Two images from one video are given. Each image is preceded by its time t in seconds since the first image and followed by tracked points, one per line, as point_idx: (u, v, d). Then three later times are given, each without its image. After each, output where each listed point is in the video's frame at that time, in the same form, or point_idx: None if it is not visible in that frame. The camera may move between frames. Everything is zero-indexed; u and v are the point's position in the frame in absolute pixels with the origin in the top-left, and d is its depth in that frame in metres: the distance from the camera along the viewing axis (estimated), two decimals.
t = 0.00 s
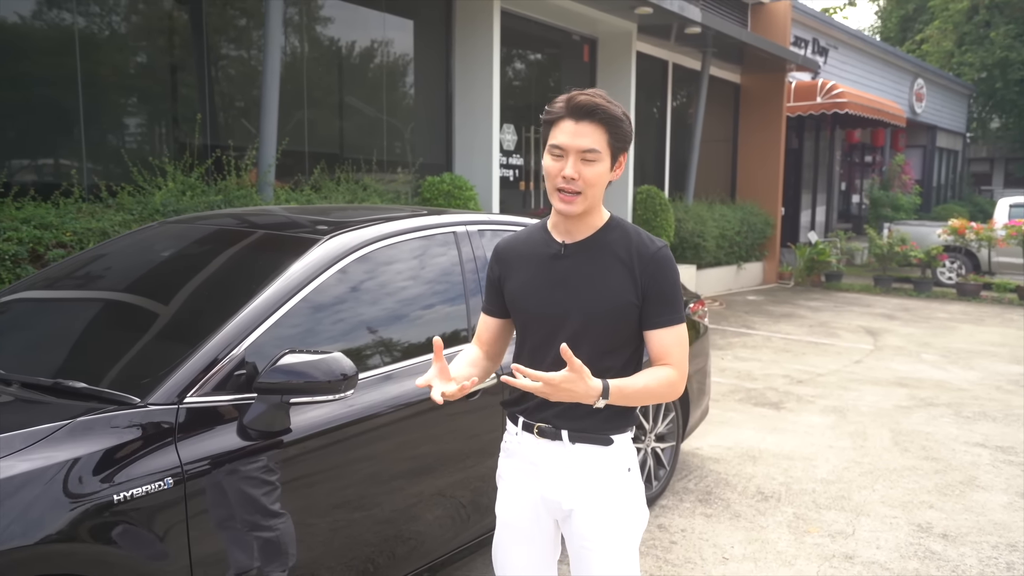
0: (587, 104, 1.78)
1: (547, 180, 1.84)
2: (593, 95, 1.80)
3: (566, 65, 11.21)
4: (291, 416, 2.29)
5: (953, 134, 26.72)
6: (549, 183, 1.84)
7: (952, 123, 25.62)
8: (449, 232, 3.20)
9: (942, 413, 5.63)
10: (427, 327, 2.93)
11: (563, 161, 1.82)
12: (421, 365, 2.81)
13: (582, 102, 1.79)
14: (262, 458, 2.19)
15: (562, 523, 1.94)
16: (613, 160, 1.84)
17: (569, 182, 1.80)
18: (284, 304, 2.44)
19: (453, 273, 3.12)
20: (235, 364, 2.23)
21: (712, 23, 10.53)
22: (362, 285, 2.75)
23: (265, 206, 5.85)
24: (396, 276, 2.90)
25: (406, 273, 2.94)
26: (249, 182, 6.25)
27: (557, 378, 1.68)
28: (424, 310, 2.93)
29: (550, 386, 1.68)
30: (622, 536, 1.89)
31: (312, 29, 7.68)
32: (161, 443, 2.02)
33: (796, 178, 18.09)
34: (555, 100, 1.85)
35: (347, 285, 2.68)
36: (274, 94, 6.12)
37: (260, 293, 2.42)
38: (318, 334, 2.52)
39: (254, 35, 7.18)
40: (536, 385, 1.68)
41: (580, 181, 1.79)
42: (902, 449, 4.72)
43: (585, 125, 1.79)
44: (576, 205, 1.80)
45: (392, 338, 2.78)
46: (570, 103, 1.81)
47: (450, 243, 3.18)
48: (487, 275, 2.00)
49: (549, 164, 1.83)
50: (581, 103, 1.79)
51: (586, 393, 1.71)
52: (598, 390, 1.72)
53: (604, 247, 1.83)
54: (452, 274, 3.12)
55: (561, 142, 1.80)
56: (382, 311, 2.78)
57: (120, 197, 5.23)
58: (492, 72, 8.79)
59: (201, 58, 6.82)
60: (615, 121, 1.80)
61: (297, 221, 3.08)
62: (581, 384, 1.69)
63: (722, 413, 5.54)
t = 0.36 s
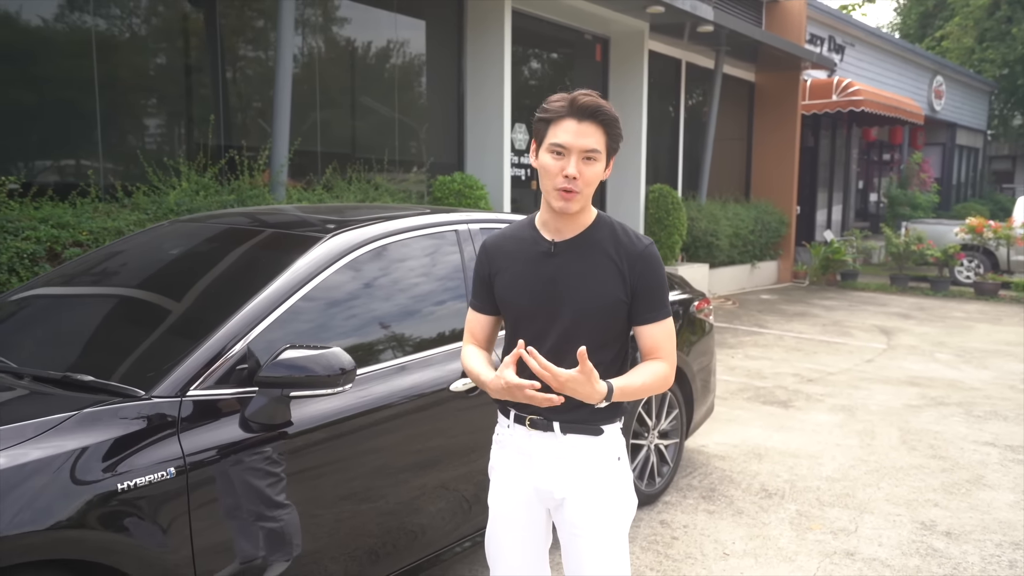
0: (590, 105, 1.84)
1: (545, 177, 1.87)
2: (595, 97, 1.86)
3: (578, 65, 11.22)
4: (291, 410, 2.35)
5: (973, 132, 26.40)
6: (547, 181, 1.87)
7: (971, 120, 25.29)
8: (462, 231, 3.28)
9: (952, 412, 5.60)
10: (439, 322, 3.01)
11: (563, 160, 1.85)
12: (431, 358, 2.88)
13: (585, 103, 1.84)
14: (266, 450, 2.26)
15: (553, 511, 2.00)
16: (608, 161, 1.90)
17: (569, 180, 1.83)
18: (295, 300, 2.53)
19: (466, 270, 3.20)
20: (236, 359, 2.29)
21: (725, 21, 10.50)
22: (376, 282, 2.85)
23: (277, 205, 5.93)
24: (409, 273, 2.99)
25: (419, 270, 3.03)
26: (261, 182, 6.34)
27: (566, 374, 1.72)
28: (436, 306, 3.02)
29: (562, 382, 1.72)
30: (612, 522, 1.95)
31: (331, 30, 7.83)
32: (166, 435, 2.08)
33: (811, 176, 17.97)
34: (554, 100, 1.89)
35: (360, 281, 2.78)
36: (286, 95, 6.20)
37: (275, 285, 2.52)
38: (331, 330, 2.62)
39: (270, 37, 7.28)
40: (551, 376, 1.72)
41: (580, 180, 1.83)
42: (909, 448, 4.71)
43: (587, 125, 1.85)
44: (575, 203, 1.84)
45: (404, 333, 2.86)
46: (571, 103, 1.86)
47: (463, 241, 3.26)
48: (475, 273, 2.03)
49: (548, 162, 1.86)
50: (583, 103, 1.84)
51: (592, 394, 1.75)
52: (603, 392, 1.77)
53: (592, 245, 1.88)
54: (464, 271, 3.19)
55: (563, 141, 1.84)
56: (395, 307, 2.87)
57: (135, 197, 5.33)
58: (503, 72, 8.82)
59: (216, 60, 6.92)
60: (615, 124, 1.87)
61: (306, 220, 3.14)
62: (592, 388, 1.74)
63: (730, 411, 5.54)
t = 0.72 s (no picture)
0: (572, 115, 1.84)
1: (538, 189, 1.90)
2: (577, 104, 1.86)
3: (602, 65, 11.22)
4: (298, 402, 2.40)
5: (1011, 130, 25.77)
6: (540, 192, 1.90)
7: (1009, 118, 24.68)
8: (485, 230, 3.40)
9: (977, 414, 5.51)
10: (461, 317, 3.11)
11: (553, 171, 1.87)
12: (450, 350, 2.98)
13: (568, 113, 1.84)
14: (273, 441, 2.33)
15: (555, 506, 1.99)
16: (599, 164, 1.91)
17: (561, 190, 1.86)
18: (320, 294, 2.66)
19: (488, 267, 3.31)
20: (246, 351, 2.37)
21: (751, 19, 10.42)
22: (400, 278, 2.98)
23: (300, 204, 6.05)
24: (432, 269, 3.11)
25: (442, 267, 3.15)
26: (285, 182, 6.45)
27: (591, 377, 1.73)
28: (458, 302, 3.12)
29: (581, 382, 1.73)
30: (615, 514, 1.94)
31: (361, 31, 8.03)
32: (177, 424, 2.16)
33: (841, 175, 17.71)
34: (539, 111, 1.89)
35: (385, 277, 2.92)
36: (310, 96, 6.32)
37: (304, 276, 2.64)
38: (356, 323, 2.75)
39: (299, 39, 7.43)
40: (571, 376, 1.73)
41: (572, 188, 1.85)
42: (930, 449, 4.65)
43: (573, 134, 1.85)
44: (569, 210, 1.86)
45: (427, 327, 2.97)
46: (554, 113, 1.86)
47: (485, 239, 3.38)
48: (476, 272, 2.01)
49: (539, 174, 1.88)
50: (566, 113, 1.84)
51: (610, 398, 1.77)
52: (618, 394, 1.78)
53: (595, 243, 1.90)
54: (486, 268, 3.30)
55: (550, 152, 1.85)
56: (418, 302, 2.99)
57: (162, 196, 5.48)
58: (525, 72, 8.86)
59: (245, 62, 7.07)
60: (600, 129, 1.87)
61: (326, 219, 3.20)
62: (609, 392, 1.75)
63: (749, 411, 5.51)
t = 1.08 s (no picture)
0: (558, 119, 1.85)
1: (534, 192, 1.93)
2: (563, 107, 1.86)
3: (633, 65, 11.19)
4: (313, 395, 2.47)
5: None
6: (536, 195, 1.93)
7: None
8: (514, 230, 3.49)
9: (1010, 419, 5.38)
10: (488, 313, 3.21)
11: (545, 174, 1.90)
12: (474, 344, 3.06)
13: (554, 117, 1.85)
14: (291, 432, 2.40)
15: (560, 502, 2.01)
16: (594, 163, 1.92)
17: (553, 194, 1.88)
18: (352, 291, 2.79)
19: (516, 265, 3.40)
20: (262, 345, 2.44)
21: (784, 16, 10.28)
22: (430, 274, 3.09)
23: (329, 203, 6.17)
24: (462, 266, 3.22)
25: (471, 265, 3.25)
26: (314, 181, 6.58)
27: (576, 367, 1.74)
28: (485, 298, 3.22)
29: (569, 373, 1.74)
30: (617, 512, 1.96)
31: (396, 32, 8.19)
32: (196, 415, 2.24)
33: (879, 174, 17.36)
34: (530, 116, 1.91)
35: (415, 273, 3.04)
36: (339, 97, 6.43)
37: (338, 269, 2.76)
38: (384, 318, 2.87)
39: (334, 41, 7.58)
40: (561, 367, 1.75)
41: (564, 191, 1.88)
42: (959, 453, 4.56)
43: (560, 138, 1.86)
44: (563, 212, 1.89)
45: (455, 323, 3.08)
46: (542, 118, 1.88)
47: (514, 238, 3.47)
48: (486, 272, 2.07)
49: (533, 178, 1.91)
50: (552, 118, 1.86)
51: (600, 390, 1.77)
52: (608, 390, 1.78)
53: (597, 242, 1.92)
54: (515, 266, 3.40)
55: (540, 157, 1.88)
56: (447, 298, 3.10)
57: (196, 196, 5.64)
58: (554, 72, 8.87)
59: (280, 64, 7.22)
60: (589, 129, 1.87)
61: (353, 217, 3.23)
62: (598, 385, 1.75)
63: (774, 412, 5.46)
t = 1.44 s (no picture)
0: (566, 117, 1.87)
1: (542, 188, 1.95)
2: (571, 106, 1.89)
3: (657, 64, 11.14)
4: (327, 390, 2.52)
5: None
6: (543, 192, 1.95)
7: None
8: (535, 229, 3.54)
9: None
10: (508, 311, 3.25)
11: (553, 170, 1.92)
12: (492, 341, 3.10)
13: (562, 115, 1.88)
14: (304, 427, 2.44)
15: (563, 499, 2.04)
16: (601, 160, 1.93)
17: (561, 190, 1.90)
18: (373, 288, 2.86)
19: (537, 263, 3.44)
20: (277, 340, 2.49)
21: (810, 14, 10.17)
22: (452, 272, 3.15)
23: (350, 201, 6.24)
24: (482, 264, 3.27)
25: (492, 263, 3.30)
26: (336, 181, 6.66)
27: (569, 367, 1.76)
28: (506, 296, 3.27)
29: (563, 374, 1.77)
30: (619, 510, 1.98)
31: (422, 32, 8.26)
32: (210, 409, 2.29)
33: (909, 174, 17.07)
34: (538, 114, 1.94)
35: (437, 271, 3.09)
36: (361, 97, 6.51)
37: (360, 265, 2.83)
38: (406, 314, 2.92)
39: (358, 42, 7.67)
40: (555, 367, 1.77)
41: (571, 188, 1.89)
42: (983, 456, 4.49)
43: (568, 136, 1.88)
44: (570, 209, 1.91)
45: (475, 320, 3.13)
46: (551, 116, 1.90)
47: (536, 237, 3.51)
48: (494, 269, 2.10)
49: (541, 174, 1.93)
50: (560, 116, 1.88)
51: (595, 391, 1.77)
52: (604, 391, 1.79)
53: (600, 241, 1.94)
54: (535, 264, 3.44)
55: (549, 154, 1.90)
56: (468, 295, 3.15)
57: (220, 195, 5.74)
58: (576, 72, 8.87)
59: (306, 65, 7.31)
60: (596, 128, 1.89)
61: (373, 216, 3.27)
62: (591, 387, 1.76)
63: (795, 413, 5.41)
